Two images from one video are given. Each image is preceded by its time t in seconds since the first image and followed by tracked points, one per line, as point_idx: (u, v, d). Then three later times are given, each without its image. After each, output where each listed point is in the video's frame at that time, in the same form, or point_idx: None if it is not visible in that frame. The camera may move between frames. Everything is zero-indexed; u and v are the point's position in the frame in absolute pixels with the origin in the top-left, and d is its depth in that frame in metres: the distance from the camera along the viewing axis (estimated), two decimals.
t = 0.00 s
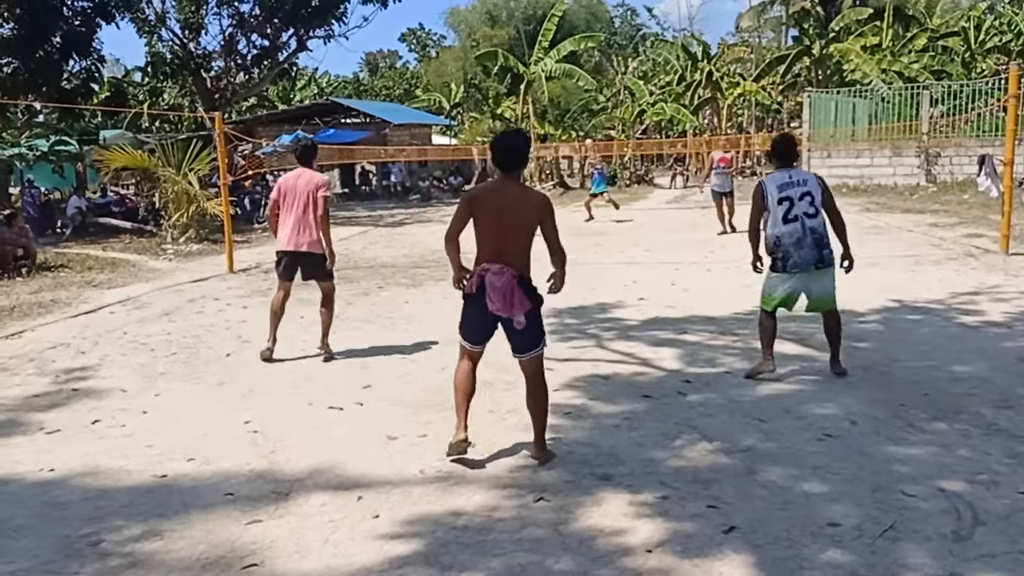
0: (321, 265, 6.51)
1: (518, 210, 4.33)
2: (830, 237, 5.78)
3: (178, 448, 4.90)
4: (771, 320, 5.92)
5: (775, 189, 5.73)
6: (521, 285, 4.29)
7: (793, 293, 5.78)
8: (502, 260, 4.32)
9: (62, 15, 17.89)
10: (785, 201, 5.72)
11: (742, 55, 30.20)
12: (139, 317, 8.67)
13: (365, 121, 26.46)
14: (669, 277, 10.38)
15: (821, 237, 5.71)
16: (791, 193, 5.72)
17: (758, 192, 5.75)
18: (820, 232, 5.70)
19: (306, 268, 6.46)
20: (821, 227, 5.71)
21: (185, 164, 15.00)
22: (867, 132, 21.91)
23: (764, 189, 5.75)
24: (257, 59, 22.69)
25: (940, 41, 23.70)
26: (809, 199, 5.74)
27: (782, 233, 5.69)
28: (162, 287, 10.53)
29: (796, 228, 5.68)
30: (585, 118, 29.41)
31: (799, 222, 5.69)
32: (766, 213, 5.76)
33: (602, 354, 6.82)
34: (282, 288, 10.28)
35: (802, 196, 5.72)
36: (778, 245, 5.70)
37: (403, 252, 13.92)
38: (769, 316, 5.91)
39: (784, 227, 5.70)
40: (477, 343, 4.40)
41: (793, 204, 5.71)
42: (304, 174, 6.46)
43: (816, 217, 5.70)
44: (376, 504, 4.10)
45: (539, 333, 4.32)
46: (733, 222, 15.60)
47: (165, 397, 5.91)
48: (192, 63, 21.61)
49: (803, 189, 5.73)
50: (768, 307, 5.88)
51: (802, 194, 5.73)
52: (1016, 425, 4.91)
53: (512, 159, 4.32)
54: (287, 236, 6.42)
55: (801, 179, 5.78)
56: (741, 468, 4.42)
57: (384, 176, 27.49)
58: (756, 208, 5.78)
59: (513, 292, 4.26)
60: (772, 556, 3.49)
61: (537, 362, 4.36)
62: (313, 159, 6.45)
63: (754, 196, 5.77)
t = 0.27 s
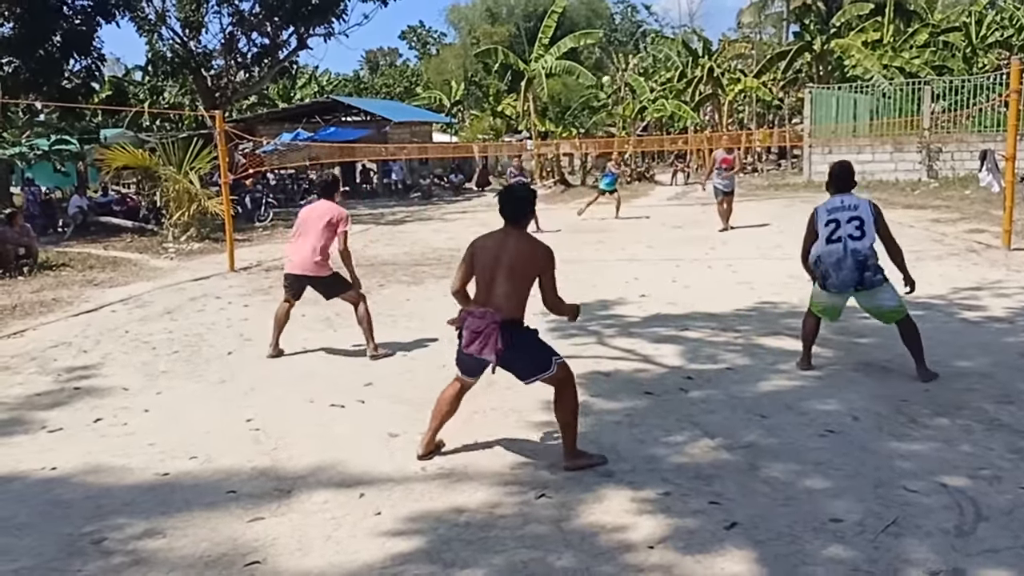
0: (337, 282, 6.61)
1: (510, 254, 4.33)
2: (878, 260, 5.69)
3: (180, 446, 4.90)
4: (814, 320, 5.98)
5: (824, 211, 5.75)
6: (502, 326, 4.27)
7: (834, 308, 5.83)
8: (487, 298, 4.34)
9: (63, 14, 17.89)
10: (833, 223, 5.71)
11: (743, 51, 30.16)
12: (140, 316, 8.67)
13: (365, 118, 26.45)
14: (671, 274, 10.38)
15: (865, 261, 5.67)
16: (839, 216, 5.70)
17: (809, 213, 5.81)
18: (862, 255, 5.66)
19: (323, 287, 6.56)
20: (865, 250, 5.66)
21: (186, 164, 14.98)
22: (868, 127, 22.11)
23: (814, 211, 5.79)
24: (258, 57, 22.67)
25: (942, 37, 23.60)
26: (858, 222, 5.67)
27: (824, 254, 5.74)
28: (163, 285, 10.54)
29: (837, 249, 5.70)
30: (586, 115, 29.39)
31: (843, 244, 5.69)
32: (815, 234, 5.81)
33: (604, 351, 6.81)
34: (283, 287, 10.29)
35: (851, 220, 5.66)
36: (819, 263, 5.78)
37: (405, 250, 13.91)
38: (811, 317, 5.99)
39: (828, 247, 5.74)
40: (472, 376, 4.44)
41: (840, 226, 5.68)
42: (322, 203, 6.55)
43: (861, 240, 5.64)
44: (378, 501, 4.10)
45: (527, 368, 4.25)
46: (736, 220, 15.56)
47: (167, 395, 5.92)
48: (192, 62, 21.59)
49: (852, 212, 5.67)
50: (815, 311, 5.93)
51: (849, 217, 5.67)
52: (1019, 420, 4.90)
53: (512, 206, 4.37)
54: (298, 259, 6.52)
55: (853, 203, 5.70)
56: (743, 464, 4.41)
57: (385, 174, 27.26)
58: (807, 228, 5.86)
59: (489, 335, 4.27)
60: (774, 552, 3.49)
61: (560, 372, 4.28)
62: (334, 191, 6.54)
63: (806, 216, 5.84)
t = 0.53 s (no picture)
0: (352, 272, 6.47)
1: (564, 228, 4.37)
2: (875, 266, 5.66)
3: (177, 444, 4.90)
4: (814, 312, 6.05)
5: (827, 216, 5.79)
6: (542, 302, 4.31)
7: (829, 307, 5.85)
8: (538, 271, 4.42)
9: (58, 11, 17.84)
10: (835, 227, 5.74)
11: (739, 46, 30.16)
12: (137, 314, 8.66)
13: (362, 115, 26.43)
14: (668, 270, 10.39)
15: (861, 264, 5.64)
16: (840, 221, 5.72)
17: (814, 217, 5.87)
18: (859, 259, 5.63)
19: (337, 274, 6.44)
20: (863, 255, 5.63)
21: (183, 161, 14.88)
22: (865, 122, 22.08)
23: (818, 216, 5.84)
24: (254, 54, 22.60)
25: (938, 31, 23.60)
26: (860, 227, 5.67)
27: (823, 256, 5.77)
28: (160, 283, 10.53)
29: (834, 252, 5.71)
30: (583, 111, 29.39)
31: (841, 247, 5.70)
32: (818, 237, 5.85)
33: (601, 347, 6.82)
34: (280, 284, 10.28)
35: (852, 224, 5.67)
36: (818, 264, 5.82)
37: (402, 246, 13.91)
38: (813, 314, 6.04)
39: (827, 250, 5.76)
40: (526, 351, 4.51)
41: (840, 230, 5.71)
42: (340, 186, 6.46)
43: (860, 244, 5.64)
44: (376, 498, 4.10)
45: (564, 349, 4.28)
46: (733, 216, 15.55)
47: (164, 393, 5.91)
48: (188, 59, 21.49)
49: (854, 217, 5.68)
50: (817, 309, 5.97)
51: (851, 222, 5.68)
52: (1015, 414, 4.91)
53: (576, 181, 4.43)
54: (316, 242, 6.42)
55: (855, 209, 5.72)
56: (740, 459, 4.42)
57: (382, 171, 27.09)
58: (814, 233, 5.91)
59: (531, 305, 4.32)
60: (771, 547, 3.49)
61: (604, 365, 4.30)
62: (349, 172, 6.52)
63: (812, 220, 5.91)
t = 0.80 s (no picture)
0: (355, 263, 6.46)
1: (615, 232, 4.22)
2: (840, 244, 5.59)
3: (168, 441, 4.89)
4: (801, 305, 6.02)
5: (800, 189, 5.77)
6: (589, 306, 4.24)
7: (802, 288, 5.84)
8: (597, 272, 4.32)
9: (47, 7, 17.74)
10: (807, 200, 5.71)
11: (731, 41, 30.19)
12: (128, 311, 8.64)
13: (354, 111, 26.39)
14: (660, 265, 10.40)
15: (825, 242, 5.60)
16: (811, 194, 5.70)
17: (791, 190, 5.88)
18: (823, 236, 5.59)
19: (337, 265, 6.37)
20: (828, 231, 5.59)
21: (173, 157, 14.89)
22: (856, 116, 22.16)
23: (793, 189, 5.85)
24: (244, 49, 22.56)
25: (929, 26, 23.66)
26: (827, 202, 5.63)
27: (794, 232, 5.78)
28: (151, 280, 10.49)
29: (802, 228, 5.70)
30: (575, 106, 29.39)
31: (808, 224, 5.67)
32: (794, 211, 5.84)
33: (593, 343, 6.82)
34: (272, 280, 10.26)
35: (819, 199, 5.64)
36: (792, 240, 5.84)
37: (394, 242, 13.90)
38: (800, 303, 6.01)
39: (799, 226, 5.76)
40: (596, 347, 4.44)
41: (809, 205, 5.69)
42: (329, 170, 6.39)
43: (825, 220, 5.60)
44: (368, 494, 4.10)
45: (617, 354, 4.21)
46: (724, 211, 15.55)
47: (155, 390, 5.90)
48: (178, 55, 21.43)
49: (823, 192, 5.63)
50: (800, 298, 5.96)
51: (819, 197, 5.66)
52: (1005, 407, 4.93)
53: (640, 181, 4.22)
54: (316, 235, 6.36)
55: (825, 181, 5.65)
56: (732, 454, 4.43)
57: (374, 167, 27.01)
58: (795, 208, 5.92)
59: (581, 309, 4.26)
60: (763, 541, 3.50)
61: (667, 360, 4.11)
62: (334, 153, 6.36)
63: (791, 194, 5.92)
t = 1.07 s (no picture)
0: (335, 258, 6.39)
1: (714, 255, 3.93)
2: (835, 226, 5.60)
3: (159, 437, 4.87)
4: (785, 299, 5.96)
5: (794, 166, 5.72)
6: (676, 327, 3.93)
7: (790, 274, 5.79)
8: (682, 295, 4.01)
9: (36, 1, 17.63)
10: (799, 179, 5.68)
11: (722, 35, 30.25)
12: (117, 306, 8.60)
13: (344, 105, 26.35)
14: (651, 259, 10.40)
15: (819, 225, 5.60)
16: (804, 171, 5.66)
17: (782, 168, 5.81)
18: (818, 218, 5.59)
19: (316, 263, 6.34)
20: (822, 213, 5.59)
21: (162, 152, 14.87)
22: (847, 109, 22.26)
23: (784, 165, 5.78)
24: (234, 43, 22.50)
25: (920, 20, 23.68)
26: (819, 181, 5.61)
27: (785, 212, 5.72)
28: (141, 275, 10.45)
29: (795, 209, 5.67)
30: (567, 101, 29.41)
31: (801, 204, 5.66)
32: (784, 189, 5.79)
33: (584, 336, 6.82)
34: (262, 275, 10.23)
35: (812, 177, 5.62)
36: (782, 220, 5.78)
37: (385, 237, 13.87)
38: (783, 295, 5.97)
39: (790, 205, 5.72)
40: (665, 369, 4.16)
41: (802, 183, 5.66)
42: (299, 166, 6.27)
43: (819, 202, 5.60)
44: (359, 489, 4.09)
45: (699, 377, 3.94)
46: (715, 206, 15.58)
47: (145, 386, 5.88)
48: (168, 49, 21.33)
49: (817, 170, 5.61)
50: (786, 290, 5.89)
51: (811, 176, 5.63)
52: (994, 400, 4.95)
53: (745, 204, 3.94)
54: (295, 233, 6.30)
55: (818, 157, 5.61)
56: (722, 447, 4.44)
57: (365, 161, 27.07)
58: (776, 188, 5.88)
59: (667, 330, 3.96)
60: (754, 534, 3.51)
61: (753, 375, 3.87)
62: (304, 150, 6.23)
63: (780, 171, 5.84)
